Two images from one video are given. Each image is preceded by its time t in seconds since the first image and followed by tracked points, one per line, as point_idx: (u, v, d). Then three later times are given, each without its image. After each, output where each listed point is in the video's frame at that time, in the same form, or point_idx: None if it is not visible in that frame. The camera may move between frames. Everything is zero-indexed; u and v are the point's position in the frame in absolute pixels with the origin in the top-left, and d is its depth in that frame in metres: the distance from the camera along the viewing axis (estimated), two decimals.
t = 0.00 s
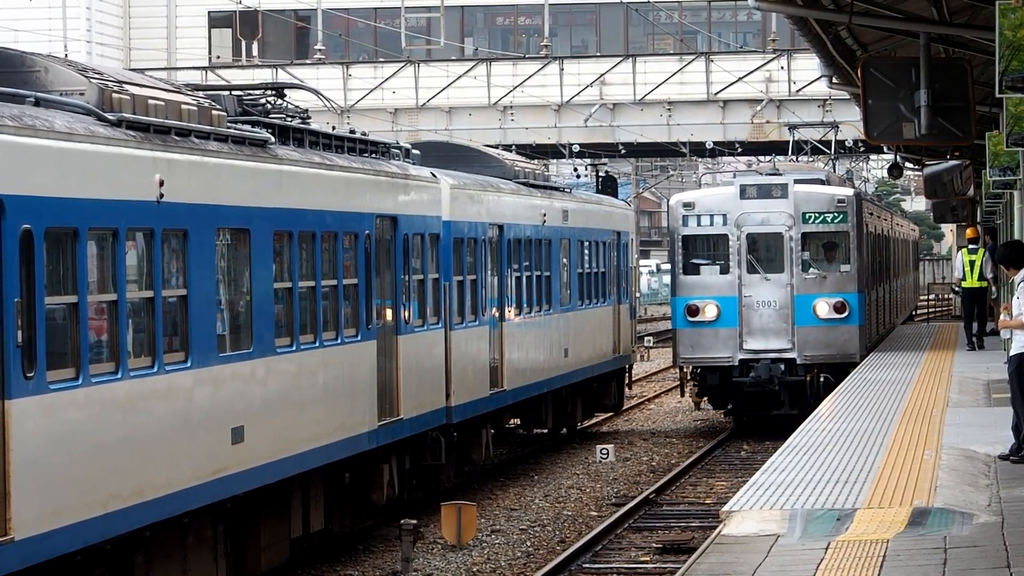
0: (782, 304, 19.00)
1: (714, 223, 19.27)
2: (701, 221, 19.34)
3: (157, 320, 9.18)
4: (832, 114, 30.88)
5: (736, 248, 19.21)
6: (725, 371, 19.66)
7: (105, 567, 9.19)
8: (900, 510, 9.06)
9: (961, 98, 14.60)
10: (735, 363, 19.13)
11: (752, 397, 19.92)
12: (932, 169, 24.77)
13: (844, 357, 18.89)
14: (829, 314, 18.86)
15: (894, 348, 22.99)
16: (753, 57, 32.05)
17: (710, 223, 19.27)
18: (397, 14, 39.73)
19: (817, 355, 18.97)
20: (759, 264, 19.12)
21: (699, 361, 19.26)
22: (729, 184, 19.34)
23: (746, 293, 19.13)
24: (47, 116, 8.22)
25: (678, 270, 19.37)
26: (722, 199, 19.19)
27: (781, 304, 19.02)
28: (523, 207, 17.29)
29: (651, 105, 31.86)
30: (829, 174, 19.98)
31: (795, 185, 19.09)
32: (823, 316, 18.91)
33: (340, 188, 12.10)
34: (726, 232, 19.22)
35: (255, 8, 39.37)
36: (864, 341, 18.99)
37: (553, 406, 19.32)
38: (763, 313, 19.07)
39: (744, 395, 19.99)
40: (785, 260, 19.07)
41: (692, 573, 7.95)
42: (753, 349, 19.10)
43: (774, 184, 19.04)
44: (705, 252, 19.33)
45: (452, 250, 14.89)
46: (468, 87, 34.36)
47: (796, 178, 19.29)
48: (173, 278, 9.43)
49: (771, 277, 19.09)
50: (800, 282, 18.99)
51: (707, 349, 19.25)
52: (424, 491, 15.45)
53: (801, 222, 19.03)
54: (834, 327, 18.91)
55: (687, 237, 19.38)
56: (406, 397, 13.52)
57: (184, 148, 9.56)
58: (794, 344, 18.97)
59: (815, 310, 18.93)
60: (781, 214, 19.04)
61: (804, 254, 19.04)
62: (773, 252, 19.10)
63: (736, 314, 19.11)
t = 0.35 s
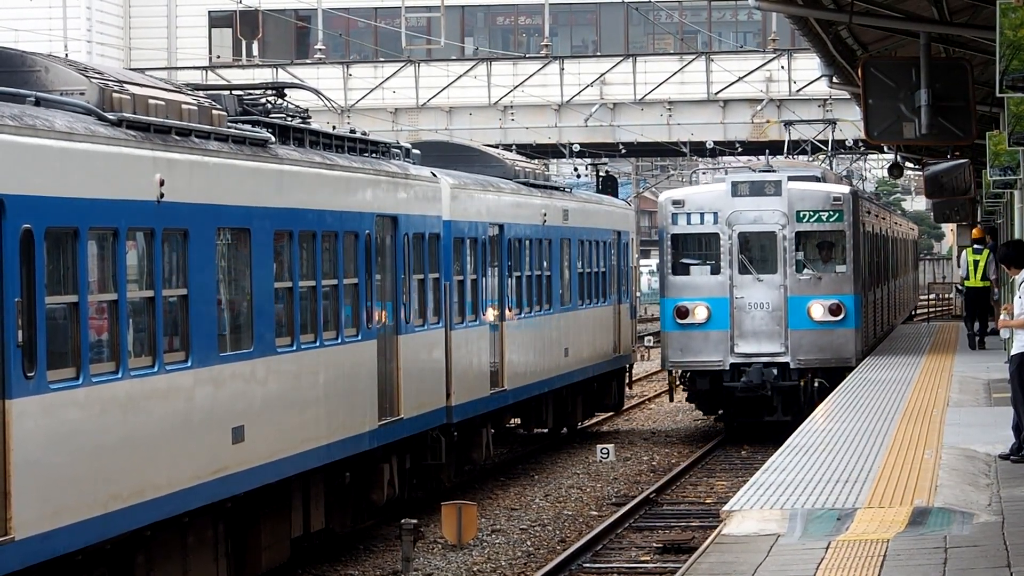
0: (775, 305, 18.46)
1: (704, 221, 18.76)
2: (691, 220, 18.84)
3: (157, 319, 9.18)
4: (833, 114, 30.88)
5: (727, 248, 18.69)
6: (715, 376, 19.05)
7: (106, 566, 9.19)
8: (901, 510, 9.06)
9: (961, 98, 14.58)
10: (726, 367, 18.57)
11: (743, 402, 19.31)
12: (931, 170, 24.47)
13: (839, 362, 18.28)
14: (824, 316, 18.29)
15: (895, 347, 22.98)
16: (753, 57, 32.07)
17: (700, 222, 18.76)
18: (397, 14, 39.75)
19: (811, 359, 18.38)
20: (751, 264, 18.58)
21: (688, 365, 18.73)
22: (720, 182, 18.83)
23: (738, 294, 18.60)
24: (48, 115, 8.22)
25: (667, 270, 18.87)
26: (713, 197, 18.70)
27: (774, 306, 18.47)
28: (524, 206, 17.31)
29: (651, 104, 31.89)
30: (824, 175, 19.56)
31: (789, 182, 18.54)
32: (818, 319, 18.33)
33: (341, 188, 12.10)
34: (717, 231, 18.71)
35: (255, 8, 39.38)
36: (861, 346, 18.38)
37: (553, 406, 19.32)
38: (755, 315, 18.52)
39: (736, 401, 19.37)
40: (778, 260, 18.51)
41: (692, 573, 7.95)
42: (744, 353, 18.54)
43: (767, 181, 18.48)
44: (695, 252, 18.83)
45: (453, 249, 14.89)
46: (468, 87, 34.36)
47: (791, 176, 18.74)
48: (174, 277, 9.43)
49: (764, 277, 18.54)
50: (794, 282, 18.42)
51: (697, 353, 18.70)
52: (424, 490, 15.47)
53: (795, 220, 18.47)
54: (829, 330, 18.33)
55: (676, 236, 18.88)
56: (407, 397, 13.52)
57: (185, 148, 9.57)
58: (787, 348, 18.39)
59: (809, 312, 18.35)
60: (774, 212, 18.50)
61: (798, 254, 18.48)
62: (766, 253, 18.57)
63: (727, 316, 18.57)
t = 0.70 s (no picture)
0: (768, 307, 17.83)
1: (695, 219, 18.11)
2: (681, 217, 18.18)
3: (159, 319, 9.19)
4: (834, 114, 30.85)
5: (719, 247, 18.06)
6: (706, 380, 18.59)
7: (106, 566, 9.20)
8: (901, 510, 9.05)
9: (962, 97, 14.58)
10: (717, 371, 17.97)
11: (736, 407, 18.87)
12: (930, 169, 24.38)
13: (835, 365, 17.71)
14: (819, 318, 17.69)
15: (895, 347, 22.90)
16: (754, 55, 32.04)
17: (690, 220, 18.11)
18: (398, 13, 39.77)
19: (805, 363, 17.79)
20: (744, 264, 17.96)
21: (678, 368, 18.12)
22: (712, 177, 18.17)
23: (730, 295, 17.99)
24: (49, 114, 8.22)
25: (656, 270, 18.23)
26: (703, 194, 18.04)
27: (767, 307, 17.84)
28: (525, 205, 17.32)
29: (652, 104, 31.92)
30: (822, 169, 18.88)
31: (783, 178, 17.91)
32: (812, 321, 17.74)
33: (342, 187, 12.11)
34: (708, 229, 18.07)
35: (256, 7, 39.40)
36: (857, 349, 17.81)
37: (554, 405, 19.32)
38: (747, 317, 17.91)
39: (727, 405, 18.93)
40: (772, 260, 17.88)
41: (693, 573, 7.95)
42: (736, 355, 17.91)
43: (760, 177, 17.84)
44: (685, 250, 18.19)
45: (453, 248, 14.89)
46: (469, 86, 34.37)
47: (785, 171, 18.08)
48: (175, 276, 9.43)
49: (757, 277, 17.92)
50: (787, 283, 17.79)
51: (687, 356, 18.10)
52: (425, 490, 15.46)
53: (790, 218, 17.83)
54: (824, 333, 17.73)
55: (665, 234, 18.21)
56: (407, 396, 13.52)
57: (186, 147, 9.57)
58: (781, 351, 17.77)
59: (804, 314, 17.75)
60: (767, 210, 17.87)
61: (792, 253, 17.84)
62: (758, 252, 17.95)
63: (718, 318, 17.97)
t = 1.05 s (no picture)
0: (760, 309, 17.07)
1: (683, 217, 17.33)
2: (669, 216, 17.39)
3: (159, 319, 9.18)
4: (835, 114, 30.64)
5: (708, 247, 17.28)
6: (696, 385, 17.74)
7: (107, 566, 9.20)
8: (902, 510, 9.03)
9: (962, 97, 14.57)
10: (707, 376, 17.20)
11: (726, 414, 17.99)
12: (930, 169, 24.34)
13: (830, 370, 16.92)
14: (813, 321, 16.92)
15: (896, 347, 22.84)
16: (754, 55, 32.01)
17: (679, 219, 17.32)
18: (399, 13, 39.77)
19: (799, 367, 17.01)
20: (735, 264, 17.18)
21: (666, 373, 17.30)
22: (701, 174, 17.39)
23: (720, 297, 17.20)
24: (49, 115, 8.22)
25: (643, 271, 17.41)
26: (692, 191, 17.26)
27: (759, 310, 17.08)
28: (526, 205, 17.32)
29: (653, 104, 31.92)
30: (816, 165, 18.04)
31: (775, 175, 17.11)
32: (806, 324, 16.97)
33: (342, 186, 12.11)
34: (697, 228, 17.28)
35: (257, 7, 39.39)
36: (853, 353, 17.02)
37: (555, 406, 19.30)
38: (738, 320, 17.15)
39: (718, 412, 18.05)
40: (764, 260, 17.10)
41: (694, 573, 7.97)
42: (727, 360, 17.16)
43: (751, 174, 17.06)
44: (673, 251, 17.39)
45: (454, 248, 14.89)
46: (470, 86, 34.37)
47: (778, 167, 17.28)
48: (175, 276, 9.43)
49: (748, 279, 17.15)
50: (780, 284, 17.02)
51: (676, 360, 17.29)
52: (426, 490, 15.45)
53: (782, 217, 17.05)
54: (818, 336, 16.95)
55: (652, 233, 17.42)
56: (408, 397, 13.51)
57: (186, 147, 9.57)
58: (773, 355, 17.01)
59: (797, 316, 16.98)
60: (759, 208, 17.08)
61: (785, 253, 17.07)
62: (750, 252, 17.17)
63: (707, 321, 17.18)
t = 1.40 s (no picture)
0: (751, 311, 16.24)
1: (671, 216, 16.52)
2: (656, 214, 16.57)
3: (159, 318, 9.18)
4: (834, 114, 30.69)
5: (696, 246, 16.46)
6: (684, 391, 16.86)
7: (107, 565, 9.20)
8: (901, 510, 9.01)
9: (962, 97, 14.57)
10: (695, 381, 16.36)
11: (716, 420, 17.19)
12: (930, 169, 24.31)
13: (824, 375, 16.11)
14: (805, 324, 16.11)
15: (896, 347, 22.78)
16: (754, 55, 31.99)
17: (666, 218, 16.52)
18: (399, 13, 39.76)
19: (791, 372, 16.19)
20: (724, 264, 16.38)
21: (653, 378, 16.47)
22: (689, 171, 16.61)
23: (709, 299, 16.37)
24: (49, 114, 8.22)
25: (628, 272, 16.57)
26: (680, 188, 16.46)
27: (750, 312, 16.25)
28: (526, 205, 17.34)
29: (653, 104, 31.87)
30: (809, 162, 17.20)
31: (765, 171, 16.34)
32: (799, 326, 16.15)
33: (343, 186, 12.12)
34: (685, 228, 16.47)
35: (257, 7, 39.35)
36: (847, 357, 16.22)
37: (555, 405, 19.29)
38: (728, 322, 16.32)
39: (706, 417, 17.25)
40: (754, 260, 16.30)
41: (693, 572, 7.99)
42: (716, 365, 16.32)
43: (742, 170, 16.31)
44: (660, 251, 16.58)
45: (455, 248, 14.91)
46: (470, 86, 34.35)
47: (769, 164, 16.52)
48: (176, 276, 9.44)
49: (738, 279, 16.33)
50: (771, 285, 16.21)
51: (663, 365, 16.47)
52: (425, 489, 15.45)
53: (773, 215, 16.26)
54: (812, 339, 16.14)
55: (638, 232, 16.60)
56: (408, 397, 13.51)
57: (186, 147, 9.58)
58: (765, 359, 16.18)
59: (789, 318, 16.16)
60: (749, 206, 16.31)
61: (777, 253, 16.28)
62: (741, 251, 16.37)
63: (696, 323, 16.37)
